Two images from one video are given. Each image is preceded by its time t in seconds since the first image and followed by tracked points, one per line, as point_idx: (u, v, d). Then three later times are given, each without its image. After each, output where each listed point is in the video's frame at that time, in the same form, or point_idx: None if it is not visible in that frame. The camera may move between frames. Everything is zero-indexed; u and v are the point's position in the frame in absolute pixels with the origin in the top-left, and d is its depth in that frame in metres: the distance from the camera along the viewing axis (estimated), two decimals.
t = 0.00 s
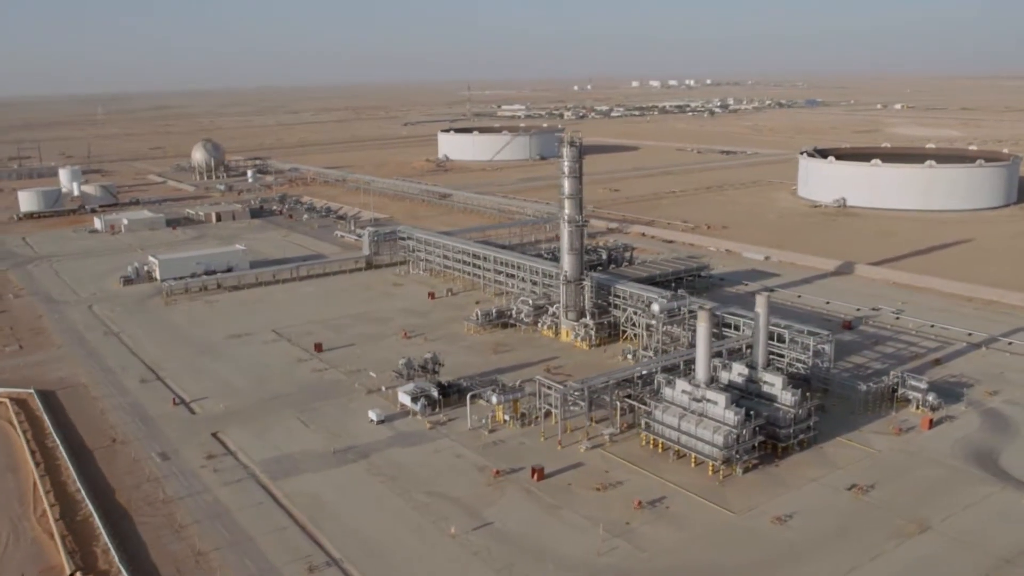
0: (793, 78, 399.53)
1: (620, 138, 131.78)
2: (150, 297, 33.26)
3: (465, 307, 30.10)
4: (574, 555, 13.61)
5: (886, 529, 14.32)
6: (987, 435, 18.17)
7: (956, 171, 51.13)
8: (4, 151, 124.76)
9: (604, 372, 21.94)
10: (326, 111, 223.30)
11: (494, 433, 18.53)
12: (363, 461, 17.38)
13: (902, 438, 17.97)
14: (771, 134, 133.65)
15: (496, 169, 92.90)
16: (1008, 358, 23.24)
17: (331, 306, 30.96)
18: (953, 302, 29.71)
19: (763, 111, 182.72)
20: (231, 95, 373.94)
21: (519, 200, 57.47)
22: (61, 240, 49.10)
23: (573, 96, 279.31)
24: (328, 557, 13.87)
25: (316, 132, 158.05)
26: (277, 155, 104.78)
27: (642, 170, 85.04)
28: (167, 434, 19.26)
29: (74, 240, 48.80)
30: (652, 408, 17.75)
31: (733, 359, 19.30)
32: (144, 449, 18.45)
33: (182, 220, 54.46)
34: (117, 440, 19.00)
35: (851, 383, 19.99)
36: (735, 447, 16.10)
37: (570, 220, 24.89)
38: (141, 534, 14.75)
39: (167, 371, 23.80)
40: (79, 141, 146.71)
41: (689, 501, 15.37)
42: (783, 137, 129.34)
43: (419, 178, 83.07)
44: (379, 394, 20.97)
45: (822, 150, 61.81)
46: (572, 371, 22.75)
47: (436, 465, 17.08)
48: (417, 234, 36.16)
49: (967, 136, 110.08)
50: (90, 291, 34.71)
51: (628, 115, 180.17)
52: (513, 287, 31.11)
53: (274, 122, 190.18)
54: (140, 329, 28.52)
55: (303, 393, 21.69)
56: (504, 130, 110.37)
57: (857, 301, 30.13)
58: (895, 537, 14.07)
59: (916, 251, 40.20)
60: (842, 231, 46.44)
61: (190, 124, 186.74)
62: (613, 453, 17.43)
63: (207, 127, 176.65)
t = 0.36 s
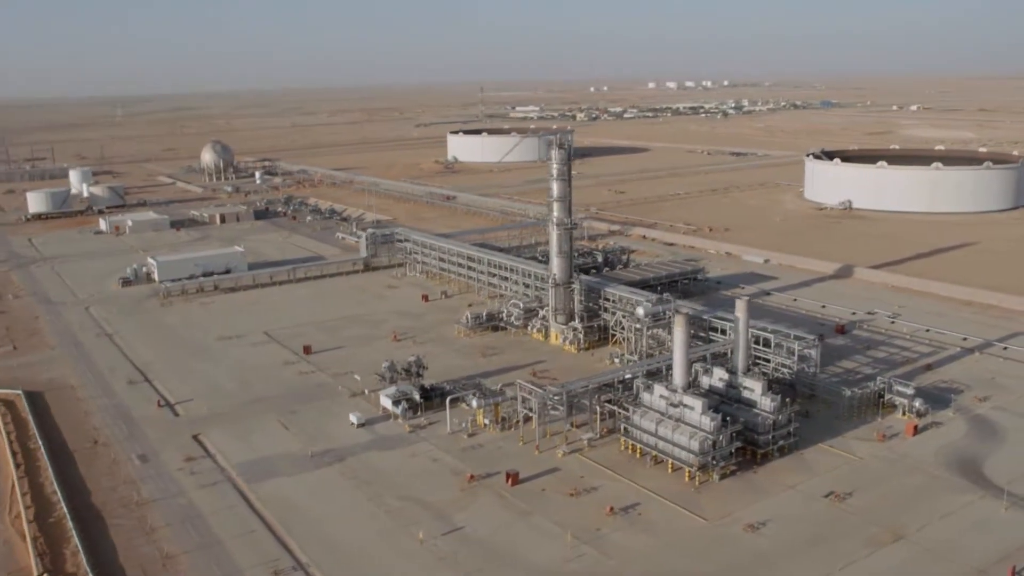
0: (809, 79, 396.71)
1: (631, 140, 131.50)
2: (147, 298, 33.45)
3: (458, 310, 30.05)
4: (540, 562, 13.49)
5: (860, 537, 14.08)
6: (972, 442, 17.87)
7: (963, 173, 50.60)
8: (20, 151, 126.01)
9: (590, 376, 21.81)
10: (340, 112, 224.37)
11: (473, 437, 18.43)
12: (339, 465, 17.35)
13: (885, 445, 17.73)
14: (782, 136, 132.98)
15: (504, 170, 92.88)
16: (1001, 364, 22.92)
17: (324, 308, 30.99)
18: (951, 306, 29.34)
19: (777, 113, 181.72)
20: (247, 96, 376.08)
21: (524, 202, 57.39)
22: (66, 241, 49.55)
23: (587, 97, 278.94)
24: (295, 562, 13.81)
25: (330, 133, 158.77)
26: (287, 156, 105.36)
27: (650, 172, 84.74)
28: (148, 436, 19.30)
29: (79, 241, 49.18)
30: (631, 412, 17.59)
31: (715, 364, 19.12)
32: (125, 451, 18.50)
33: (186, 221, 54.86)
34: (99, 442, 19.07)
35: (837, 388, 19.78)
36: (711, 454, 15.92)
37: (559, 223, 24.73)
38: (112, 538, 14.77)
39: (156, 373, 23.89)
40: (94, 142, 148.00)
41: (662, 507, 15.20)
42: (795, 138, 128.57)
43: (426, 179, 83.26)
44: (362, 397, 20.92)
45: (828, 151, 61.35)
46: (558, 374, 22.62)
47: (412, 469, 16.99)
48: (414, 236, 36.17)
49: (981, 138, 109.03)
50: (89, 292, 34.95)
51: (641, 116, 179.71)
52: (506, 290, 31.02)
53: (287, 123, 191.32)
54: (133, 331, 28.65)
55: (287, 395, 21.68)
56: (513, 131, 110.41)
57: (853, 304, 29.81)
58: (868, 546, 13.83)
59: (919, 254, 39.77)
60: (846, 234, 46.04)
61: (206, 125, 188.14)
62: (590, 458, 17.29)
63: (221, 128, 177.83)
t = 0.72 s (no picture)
0: (824, 79, 393.82)
1: (641, 140, 131.08)
2: (142, 298, 33.63)
3: (449, 311, 30.00)
4: (503, 567, 13.40)
5: (831, 545, 13.90)
6: (954, 448, 17.62)
7: (968, 174, 50.07)
8: (33, 151, 127.04)
9: (574, 378, 21.68)
10: (352, 112, 224.94)
11: (451, 440, 18.36)
12: (313, 467, 17.33)
13: (865, 450, 17.52)
14: (793, 136, 132.14)
15: (511, 170, 92.74)
16: (992, 369, 22.63)
17: (317, 309, 31.04)
18: (947, 309, 28.99)
19: (790, 113, 180.65)
20: (262, 96, 377.71)
21: (526, 203, 57.32)
22: (70, 240, 49.91)
23: (600, 97, 278.48)
24: (259, 565, 13.79)
25: (341, 133, 159.12)
26: (295, 157, 105.72)
27: (657, 172, 84.33)
28: (129, 437, 19.36)
29: (82, 241, 49.44)
30: (608, 416, 17.45)
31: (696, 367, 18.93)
32: (104, 451, 18.56)
33: (190, 221, 55.11)
34: (79, 441, 19.14)
35: (821, 392, 19.57)
36: (684, 458, 15.74)
37: (546, 225, 24.57)
38: (81, 537, 14.80)
39: (144, 373, 23.98)
40: (107, 142, 148.93)
41: (633, 513, 15.06)
42: (806, 139, 127.68)
43: (432, 180, 83.34)
44: (344, 399, 20.90)
45: (834, 152, 60.83)
46: (542, 376, 22.52)
47: (386, 472, 16.95)
48: (410, 237, 36.18)
49: (995, 138, 107.79)
50: (86, 292, 35.16)
51: (653, 116, 179.08)
52: (499, 291, 30.94)
53: (300, 123, 192.11)
54: (125, 330, 28.78)
55: (269, 396, 21.69)
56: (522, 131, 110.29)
57: (848, 307, 29.52)
58: (838, 554, 13.64)
59: (920, 255, 39.35)
60: (848, 235, 45.65)
61: (218, 126, 189.10)
62: (565, 462, 17.17)
63: (234, 128, 178.71)
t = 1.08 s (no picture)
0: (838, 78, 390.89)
1: (649, 139, 130.66)
2: (137, 296, 33.76)
3: (439, 310, 29.95)
4: (465, 569, 13.33)
5: (798, 550, 13.73)
6: (934, 452, 17.38)
7: (971, 173, 49.54)
8: (44, 149, 127.95)
9: (555, 378, 21.57)
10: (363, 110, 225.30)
11: (426, 440, 18.31)
12: (287, 467, 17.32)
13: (843, 454, 17.32)
14: (802, 135, 131.36)
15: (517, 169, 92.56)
16: (981, 371, 22.33)
17: (307, 308, 31.07)
18: (941, 310, 28.66)
19: (801, 111, 179.58)
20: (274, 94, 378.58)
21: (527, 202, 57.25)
22: (72, 237, 50.20)
23: (611, 96, 277.78)
24: (223, 565, 13.78)
25: (351, 131, 159.20)
26: (303, 155, 106.09)
27: (662, 171, 83.98)
28: (108, 435, 19.39)
29: (84, 238, 49.74)
30: (582, 417, 17.34)
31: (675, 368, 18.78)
32: (82, 449, 18.62)
33: (192, 219, 55.36)
34: (59, 439, 19.19)
35: (802, 394, 19.38)
36: (655, 461, 15.61)
37: (532, 224, 24.44)
38: (50, 536, 14.84)
39: (129, 372, 24.02)
40: (119, 140, 150.01)
41: (601, 515, 14.95)
42: (816, 137, 126.90)
43: (437, 178, 83.34)
44: (324, 399, 20.88)
45: (838, 151, 60.34)
46: (525, 376, 22.42)
47: (358, 472, 16.92)
48: (404, 236, 36.17)
49: (1006, 137, 106.70)
50: (82, 289, 35.34)
51: (663, 115, 178.43)
52: (489, 290, 30.85)
53: (310, 121, 192.84)
54: (116, 328, 28.89)
55: (251, 395, 21.71)
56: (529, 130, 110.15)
57: (840, 307, 29.26)
58: (804, 560, 13.46)
59: (919, 255, 38.96)
60: (849, 235, 45.29)
61: (229, 124, 189.98)
62: (539, 463, 17.08)
63: (245, 126, 179.06)
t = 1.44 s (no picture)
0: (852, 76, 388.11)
1: (657, 136, 130.20)
2: (130, 293, 33.86)
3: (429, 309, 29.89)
4: (426, 570, 13.24)
5: (763, 553, 13.55)
6: (912, 455, 17.14)
7: (974, 172, 49.03)
8: (55, 146, 128.60)
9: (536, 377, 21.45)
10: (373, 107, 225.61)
11: (401, 440, 18.24)
12: (259, 465, 17.27)
13: (819, 456, 17.10)
14: (811, 132, 130.64)
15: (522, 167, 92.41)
16: (968, 372, 22.02)
17: (298, 305, 31.06)
18: (934, 310, 28.33)
19: (812, 109, 178.48)
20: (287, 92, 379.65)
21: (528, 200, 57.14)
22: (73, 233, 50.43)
23: (622, 93, 276.93)
24: (185, 564, 13.75)
25: (360, 129, 159.39)
26: (309, 152, 106.35)
27: (667, 169, 83.62)
28: (86, 432, 19.40)
29: (85, 233, 49.97)
30: (556, 418, 17.22)
31: (652, 368, 18.64)
32: (60, 446, 18.65)
33: (193, 216, 55.55)
34: (37, 436, 19.24)
35: (780, 395, 19.22)
36: (625, 463, 15.48)
37: (517, 222, 24.35)
38: (19, 533, 14.86)
39: (115, 368, 24.04)
40: (129, 137, 150.78)
41: (568, 517, 14.82)
42: (826, 135, 126.06)
43: (442, 175, 83.36)
44: (303, 397, 20.85)
45: (842, 149, 59.89)
46: (507, 376, 22.31)
47: (330, 471, 16.86)
48: (398, 234, 36.13)
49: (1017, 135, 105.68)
50: (77, 285, 35.47)
51: (673, 112, 177.75)
52: (479, 289, 30.76)
53: (320, 118, 193.39)
54: (106, 324, 28.95)
55: (232, 393, 21.69)
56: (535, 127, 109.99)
57: (832, 307, 29.00)
58: (769, 564, 13.28)
59: (918, 255, 38.59)
60: (849, 234, 44.92)
61: (239, 120, 190.76)
62: (511, 463, 16.97)
63: (255, 123, 179.56)
